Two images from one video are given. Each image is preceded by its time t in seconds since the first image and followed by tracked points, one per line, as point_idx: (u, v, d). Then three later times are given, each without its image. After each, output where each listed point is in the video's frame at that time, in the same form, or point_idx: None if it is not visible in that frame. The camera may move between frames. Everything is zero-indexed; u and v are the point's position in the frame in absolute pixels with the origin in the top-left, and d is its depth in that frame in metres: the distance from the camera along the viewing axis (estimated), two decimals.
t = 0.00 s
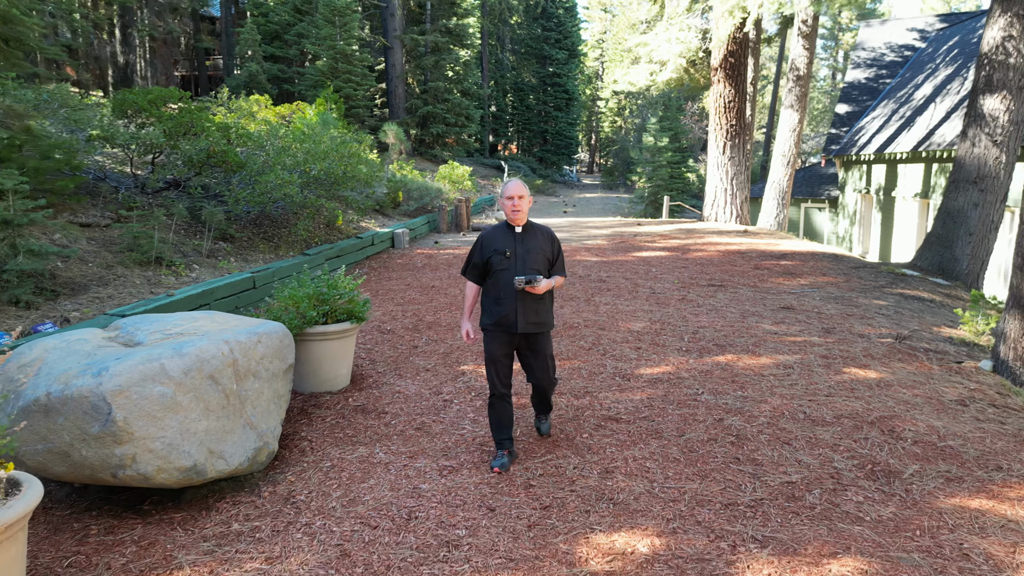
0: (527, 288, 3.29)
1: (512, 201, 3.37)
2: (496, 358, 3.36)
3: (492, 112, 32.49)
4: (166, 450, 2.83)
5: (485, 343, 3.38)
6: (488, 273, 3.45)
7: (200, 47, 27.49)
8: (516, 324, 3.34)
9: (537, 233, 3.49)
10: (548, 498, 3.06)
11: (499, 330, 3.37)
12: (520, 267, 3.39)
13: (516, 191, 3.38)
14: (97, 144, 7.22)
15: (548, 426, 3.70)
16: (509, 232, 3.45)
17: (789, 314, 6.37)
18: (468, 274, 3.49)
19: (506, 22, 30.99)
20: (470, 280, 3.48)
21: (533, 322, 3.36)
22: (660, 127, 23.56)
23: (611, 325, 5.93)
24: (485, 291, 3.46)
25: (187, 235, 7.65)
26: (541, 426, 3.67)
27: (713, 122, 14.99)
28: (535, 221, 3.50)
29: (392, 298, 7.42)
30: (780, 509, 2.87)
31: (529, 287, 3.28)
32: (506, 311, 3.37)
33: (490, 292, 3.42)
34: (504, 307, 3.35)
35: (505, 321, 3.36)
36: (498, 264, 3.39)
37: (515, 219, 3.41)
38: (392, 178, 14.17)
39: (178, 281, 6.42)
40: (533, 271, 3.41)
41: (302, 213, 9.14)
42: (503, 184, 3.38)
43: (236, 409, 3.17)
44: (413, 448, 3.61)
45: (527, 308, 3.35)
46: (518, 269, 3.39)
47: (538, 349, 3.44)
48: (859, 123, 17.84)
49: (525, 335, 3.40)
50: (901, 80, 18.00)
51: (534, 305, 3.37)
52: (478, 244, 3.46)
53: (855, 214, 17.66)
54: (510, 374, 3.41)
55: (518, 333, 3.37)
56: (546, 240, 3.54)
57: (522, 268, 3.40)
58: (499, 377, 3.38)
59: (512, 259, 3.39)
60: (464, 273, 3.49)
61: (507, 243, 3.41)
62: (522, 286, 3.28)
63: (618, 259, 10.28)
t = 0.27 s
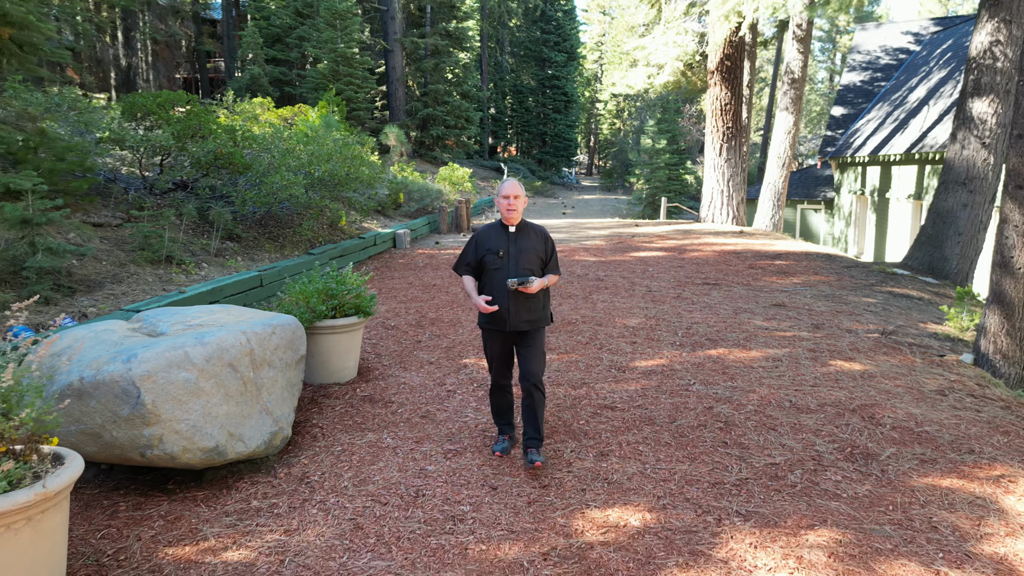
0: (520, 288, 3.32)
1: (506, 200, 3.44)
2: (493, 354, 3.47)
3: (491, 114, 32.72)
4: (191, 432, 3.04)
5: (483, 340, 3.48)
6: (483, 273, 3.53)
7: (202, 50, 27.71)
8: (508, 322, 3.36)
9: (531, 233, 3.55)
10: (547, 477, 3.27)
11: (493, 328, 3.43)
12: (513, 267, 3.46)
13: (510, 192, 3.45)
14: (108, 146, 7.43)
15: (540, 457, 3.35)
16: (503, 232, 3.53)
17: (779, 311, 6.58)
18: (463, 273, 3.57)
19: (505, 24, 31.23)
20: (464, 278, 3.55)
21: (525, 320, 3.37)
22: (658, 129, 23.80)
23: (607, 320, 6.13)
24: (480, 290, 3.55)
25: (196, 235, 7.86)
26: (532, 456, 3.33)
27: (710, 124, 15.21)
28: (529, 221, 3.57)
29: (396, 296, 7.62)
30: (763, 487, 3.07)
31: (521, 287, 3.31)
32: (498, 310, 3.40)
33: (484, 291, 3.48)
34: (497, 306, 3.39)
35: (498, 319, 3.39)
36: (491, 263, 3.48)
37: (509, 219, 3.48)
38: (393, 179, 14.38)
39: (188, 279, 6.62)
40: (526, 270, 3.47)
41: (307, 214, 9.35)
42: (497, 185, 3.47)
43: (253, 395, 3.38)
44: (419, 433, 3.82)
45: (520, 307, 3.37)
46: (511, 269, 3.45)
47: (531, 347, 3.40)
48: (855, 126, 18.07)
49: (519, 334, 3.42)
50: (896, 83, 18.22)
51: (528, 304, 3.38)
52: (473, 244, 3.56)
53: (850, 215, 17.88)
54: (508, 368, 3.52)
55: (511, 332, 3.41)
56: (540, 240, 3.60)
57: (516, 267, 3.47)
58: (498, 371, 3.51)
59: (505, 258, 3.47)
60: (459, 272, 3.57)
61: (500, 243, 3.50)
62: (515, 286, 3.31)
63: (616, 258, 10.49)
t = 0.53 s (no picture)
0: (523, 293, 3.37)
1: (513, 207, 3.46)
2: (494, 357, 3.52)
3: (494, 118, 32.97)
4: (213, 417, 3.23)
5: (486, 342, 3.53)
6: (489, 277, 3.59)
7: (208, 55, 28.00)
8: (509, 327, 3.40)
9: (538, 239, 3.56)
10: (547, 462, 3.46)
11: (495, 332, 3.47)
12: (518, 272, 3.50)
13: (518, 198, 3.46)
14: (123, 149, 7.65)
15: (536, 467, 3.28)
16: (510, 238, 3.57)
17: (775, 309, 6.76)
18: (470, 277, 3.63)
19: (508, 28, 31.49)
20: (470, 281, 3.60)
21: (526, 327, 3.39)
22: (659, 132, 23.99)
23: (608, 318, 6.32)
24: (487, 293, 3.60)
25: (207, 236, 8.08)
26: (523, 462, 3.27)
27: (710, 128, 15.41)
28: (537, 228, 3.58)
29: (401, 295, 7.82)
30: (752, 470, 3.26)
31: (526, 293, 3.36)
32: (501, 315, 3.44)
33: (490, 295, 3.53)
34: (500, 311, 3.42)
35: (500, 324, 3.42)
36: (497, 268, 3.54)
37: (515, 225, 3.51)
38: (397, 182, 14.60)
39: (201, 278, 6.83)
40: (531, 276, 3.49)
41: (315, 215, 9.57)
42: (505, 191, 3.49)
43: (270, 385, 3.57)
44: (427, 422, 4.01)
45: (522, 313, 3.39)
46: (516, 274, 3.50)
47: (531, 354, 3.42)
48: (854, 129, 18.25)
49: (521, 340, 3.45)
50: (895, 86, 18.40)
51: (530, 311, 3.40)
52: (481, 248, 3.62)
53: (849, 217, 18.04)
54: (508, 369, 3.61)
55: (513, 337, 3.44)
56: (547, 247, 3.60)
57: (521, 273, 3.50)
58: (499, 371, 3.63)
59: (510, 263, 3.51)
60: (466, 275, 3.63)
61: (507, 248, 3.54)
62: (519, 292, 3.36)
63: (617, 259, 10.68)
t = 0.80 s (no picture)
0: (526, 290, 3.31)
1: (524, 203, 3.50)
2: (502, 354, 3.45)
3: (498, 122, 33.21)
4: (234, 404, 3.42)
5: (492, 339, 3.46)
6: (500, 273, 3.61)
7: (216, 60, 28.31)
8: (521, 323, 3.40)
9: (549, 237, 3.59)
10: (550, 448, 3.64)
11: (507, 329, 3.45)
12: (530, 269, 3.53)
13: (529, 195, 3.51)
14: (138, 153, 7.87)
15: (539, 456, 3.46)
16: (521, 235, 3.60)
17: (773, 308, 6.93)
18: (480, 273, 3.65)
19: (512, 33, 31.75)
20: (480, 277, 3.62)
21: (538, 324, 3.39)
22: (662, 136, 24.17)
23: (609, 317, 6.49)
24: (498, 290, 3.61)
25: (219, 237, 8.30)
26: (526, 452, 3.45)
27: (712, 131, 15.57)
28: (548, 226, 3.62)
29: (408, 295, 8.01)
30: (744, 456, 3.44)
31: (528, 289, 3.30)
32: (513, 311, 3.43)
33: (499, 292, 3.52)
34: (511, 307, 3.43)
35: (513, 320, 3.43)
36: (508, 265, 3.57)
37: (527, 222, 3.54)
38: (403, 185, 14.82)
39: (214, 277, 7.05)
40: (542, 273, 3.52)
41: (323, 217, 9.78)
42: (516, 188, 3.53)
43: (286, 375, 3.76)
44: (435, 412, 4.20)
45: (533, 309, 3.39)
46: (527, 271, 3.53)
47: (542, 351, 3.46)
48: (855, 133, 18.40)
49: (532, 337, 3.44)
50: (896, 91, 18.56)
51: (541, 307, 3.39)
52: (491, 245, 3.65)
53: (851, 220, 18.17)
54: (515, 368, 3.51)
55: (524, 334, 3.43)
56: (558, 245, 3.63)
57: (532, 270, 3.53)
58: (502, 371, 3.50)
59: (521, 260, 3.54)
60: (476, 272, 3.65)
61: (517, 245, 3.57)
62: (520, 288, 3.30)
63: (620, 261, 10.86)
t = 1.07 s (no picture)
0: (527, 291, 3.35)
1: (526, 205, 3.53)
2: (508, 357, 3.40)
3: (503, 123, 33.40)
4: (252, 391, 3.60)
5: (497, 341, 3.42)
6: (504, 275, 3.62)
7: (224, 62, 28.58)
8: (527, 324, 3.39)
9: (551, 239, 3.64)
10: (552, 435, 3.81)
11: (511, 330, 3.43)
12: (533, 270, 3.57)
13: (531, 197, 3.54)
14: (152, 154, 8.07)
15: (542, 441, 3.65)
16: (523, 237, 3.63)
17: (772, 305, 7.07)
18: (482, 276, 3.66)
19: (517, 35, 31.95)
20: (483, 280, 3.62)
21: (542, 324, 3.41)
22: (666, 137, 24.30)
23: (611, 314, 6.65)
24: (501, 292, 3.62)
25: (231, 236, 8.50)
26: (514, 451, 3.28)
27: (715, 133, 15.70)
28: (550, 228, 3.67)
29: (414, 292, 8.18)
30: (738, 442, 3.60)
31: (529, 290, 3.34)
32: (517, 312, 3.43)
33: (503, 294, 3.52)
34: (515, 309, 3.42)
35: (517, 322, 3.41)
36: (511, 267, 3.59)
37: (529, 223, 3.57)
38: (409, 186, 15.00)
39: (227, 275, 7.25)
40: (545, 274, 3.57)
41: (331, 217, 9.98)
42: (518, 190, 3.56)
43: (301, 365, 3.94)
44: (442, 402, 4.37)
45: (537, 310, 3.40)
46: (530, 273, 3.56)
47: (545, 351, 3.52)
48: (858, 134, 18.50)
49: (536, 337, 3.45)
50: (899, 92, 18.66)
51: (546, 308, 3.41)
52: (494, 247, 3.66)
53: (853, 221, 18.27)
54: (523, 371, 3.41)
55: (529, 335, 3.42)
56: (559, 246, 3.68)
57: (536, 271, 3.57)
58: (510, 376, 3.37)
59: (525, 262, 3.57)
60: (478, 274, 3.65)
61: (520, 247, 3.60)
62: (522, 289, 3.33)
63: (623, 261, 11.01)
